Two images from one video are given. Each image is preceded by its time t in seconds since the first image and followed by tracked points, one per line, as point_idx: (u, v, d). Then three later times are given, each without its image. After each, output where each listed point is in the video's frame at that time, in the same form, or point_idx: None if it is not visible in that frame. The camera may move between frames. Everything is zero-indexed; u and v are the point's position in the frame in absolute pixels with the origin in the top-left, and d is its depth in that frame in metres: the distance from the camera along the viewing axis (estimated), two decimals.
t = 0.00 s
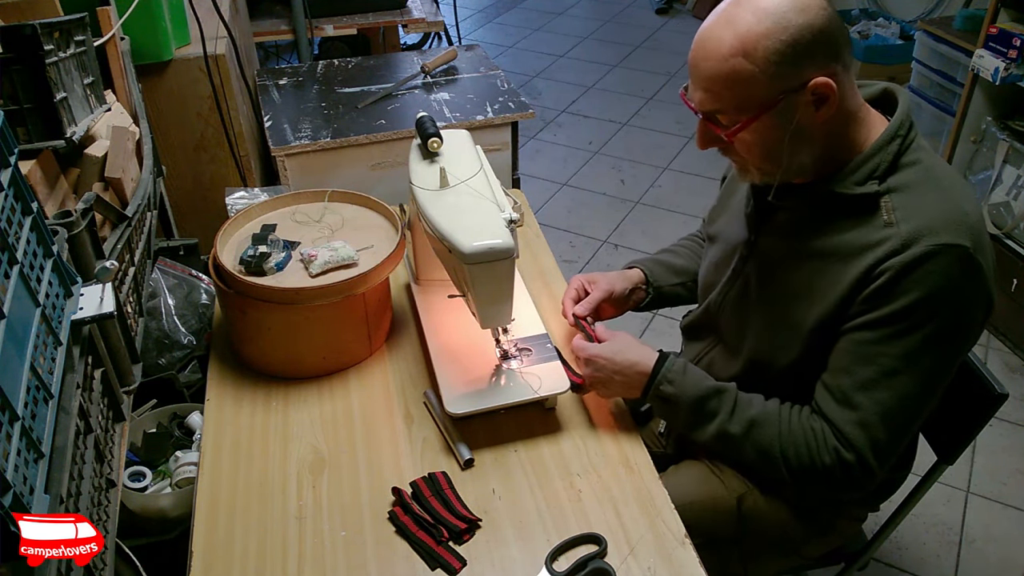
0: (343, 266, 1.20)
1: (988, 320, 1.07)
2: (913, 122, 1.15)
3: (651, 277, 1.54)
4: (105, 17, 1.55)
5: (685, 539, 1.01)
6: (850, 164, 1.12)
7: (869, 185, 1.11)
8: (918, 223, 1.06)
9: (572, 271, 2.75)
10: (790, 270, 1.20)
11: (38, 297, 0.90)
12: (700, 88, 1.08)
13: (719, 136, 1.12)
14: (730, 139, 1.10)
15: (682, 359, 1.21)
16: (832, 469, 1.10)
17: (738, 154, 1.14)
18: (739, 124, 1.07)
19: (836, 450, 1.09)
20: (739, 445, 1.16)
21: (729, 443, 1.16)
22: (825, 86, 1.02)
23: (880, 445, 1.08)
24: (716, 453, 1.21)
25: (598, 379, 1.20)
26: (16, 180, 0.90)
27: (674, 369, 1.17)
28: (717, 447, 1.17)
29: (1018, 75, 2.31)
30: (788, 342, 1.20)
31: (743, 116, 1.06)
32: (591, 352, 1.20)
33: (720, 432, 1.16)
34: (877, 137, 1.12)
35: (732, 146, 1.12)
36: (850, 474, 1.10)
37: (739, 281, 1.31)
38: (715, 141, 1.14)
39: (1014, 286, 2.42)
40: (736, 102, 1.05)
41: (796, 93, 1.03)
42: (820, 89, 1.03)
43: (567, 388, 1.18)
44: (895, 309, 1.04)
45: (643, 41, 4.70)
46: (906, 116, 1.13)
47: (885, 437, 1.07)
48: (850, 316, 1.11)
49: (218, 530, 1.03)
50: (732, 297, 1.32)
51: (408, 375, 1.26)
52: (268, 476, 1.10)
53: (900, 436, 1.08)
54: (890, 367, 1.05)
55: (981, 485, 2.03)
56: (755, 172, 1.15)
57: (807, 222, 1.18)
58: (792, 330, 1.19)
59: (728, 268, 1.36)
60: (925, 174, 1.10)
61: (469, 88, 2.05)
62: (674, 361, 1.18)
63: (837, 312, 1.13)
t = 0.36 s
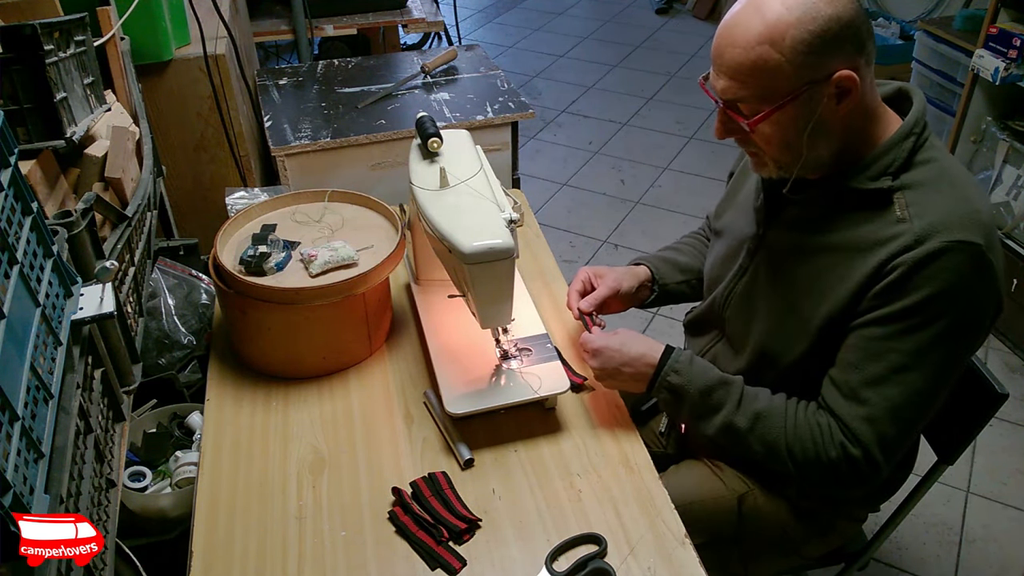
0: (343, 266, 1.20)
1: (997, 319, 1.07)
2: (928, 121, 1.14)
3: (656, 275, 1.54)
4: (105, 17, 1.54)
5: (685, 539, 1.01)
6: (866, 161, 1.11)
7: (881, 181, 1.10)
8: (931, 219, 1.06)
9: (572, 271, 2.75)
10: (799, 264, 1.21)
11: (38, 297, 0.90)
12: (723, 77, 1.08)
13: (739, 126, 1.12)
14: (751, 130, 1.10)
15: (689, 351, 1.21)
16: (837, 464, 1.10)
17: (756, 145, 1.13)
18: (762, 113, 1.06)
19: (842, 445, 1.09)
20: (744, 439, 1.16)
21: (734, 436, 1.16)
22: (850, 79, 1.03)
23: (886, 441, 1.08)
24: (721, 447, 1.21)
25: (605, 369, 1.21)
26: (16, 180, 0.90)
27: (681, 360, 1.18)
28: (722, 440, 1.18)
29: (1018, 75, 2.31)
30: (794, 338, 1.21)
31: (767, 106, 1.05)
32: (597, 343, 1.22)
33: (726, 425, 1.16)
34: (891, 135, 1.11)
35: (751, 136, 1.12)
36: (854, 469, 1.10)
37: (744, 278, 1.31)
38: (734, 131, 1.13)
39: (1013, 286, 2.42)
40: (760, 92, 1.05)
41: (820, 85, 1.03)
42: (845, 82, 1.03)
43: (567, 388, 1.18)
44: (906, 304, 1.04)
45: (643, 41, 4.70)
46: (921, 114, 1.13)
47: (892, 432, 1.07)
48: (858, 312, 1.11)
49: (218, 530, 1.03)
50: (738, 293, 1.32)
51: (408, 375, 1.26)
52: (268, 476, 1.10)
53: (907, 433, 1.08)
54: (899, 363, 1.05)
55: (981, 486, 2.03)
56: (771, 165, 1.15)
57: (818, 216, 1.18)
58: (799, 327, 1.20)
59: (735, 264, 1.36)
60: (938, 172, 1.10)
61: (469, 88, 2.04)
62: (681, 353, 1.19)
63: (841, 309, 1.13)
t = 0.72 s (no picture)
0: (343, 266, 1.20)
1: (998, 316, 1.07)
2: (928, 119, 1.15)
3: (656, 275, 1.54)
4: (105, 17, 1.55)
5: (685, 539, 1.01)
6: (868, 158, 1.12)
7: (880, 178, 1.11)
8: (930, 218, 1.06)
9: (572, 271, 2.75)
10: (800, 262, 1.20)
11: (38, 297, 0.90)
12: (737, 66, 1.07)
13: (748, 116, 1.11)
14: (762, 121, 1.08)
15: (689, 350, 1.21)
16: (840, 464, 1.10)
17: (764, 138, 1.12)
18: (775, 103, 1.05)
19: (845, 445, 1.09)
20: (746, 438, 1.15)
21: (736, 436, 1.16)
22: (862, 71, 1.03)
23: (888, 440, 1.08)
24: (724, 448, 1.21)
25: (607, 368, 1.21)
26: (15, 180, 0.90)
27: (683, 360, 1.18)
28: (725, 440, 1.17)
29: (1018, 75, 2.31)
30: (795, 337, 1.21)
31: (783, 95, 1.04)
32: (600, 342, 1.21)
33: (728, 425, 1.15)
34: (894, 131, 1.12)
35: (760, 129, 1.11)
36: (857, 469, 1.10)
37: (743, 277, 1.31)
38: (743, 122, 1.12)
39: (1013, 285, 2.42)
40: (777, 79, 1.04)
41: (835, 76, 1.03)
42: (859, 74, 1.04)
43: (567, 388, 1.18)
44: (908, 302, 1.04)
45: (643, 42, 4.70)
46: (920, 113, 1.13)
47: (894, 432, 1.08)
48: (860, 309, 1.11)
49: (218, 530, 1.03)
50: (736, 293, 1.32)
51: (408, 375, 1.26)
52: (268, 477, 1.10)
53: (909, 431, 1.08)
54: (902, 363, 1.05)
55: (981, 485, 2.03)
56: (777, 159, 1.14)
57: (820, 212, 1.18)
58: (799, 326, 1.20)
59: (733, 263, 1.36)
60: (938, 169, 1.10)
61: (469, 88, 2.05)
62: (682, 352, 1.19)
63: (841, 307, 1.13)
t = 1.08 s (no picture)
0: (343, 266, 1.20)
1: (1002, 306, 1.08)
2: (918, 120, 1.16)
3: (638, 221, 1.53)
4: (105, 17, 1.55)
5: (685, 539, 1.01)
6: (862, 159, 1.13)
7: (876, 180, 1.12)
8: (928, 219, 1.07)
9: (572, 271, 2.75)
10: (796, 266, 1.20)
11: (38, 297, 0.90)
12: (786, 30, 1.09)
13: (802, 77, 1.09)
14: (824, 74, 1.08)
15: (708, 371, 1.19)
16: (870, 473, 1.09)
17: (815, 99, 1.10)
18: (850, 46, 1.06)
19: (874, 454, 1.08)
20: (776, 456, 1.14)
21: (766, 454, 1.14)
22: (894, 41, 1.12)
23: (915, 445, 1.08)
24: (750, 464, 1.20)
25: (625, 394, 1.16)
26: (16, 180, 0.90)
27: (705, 382, 1.16)
28: (754, 460, 1.16)
29: (1018, 75, 2.31)
30: (794, 337, 1.20)
31: (851, 39, 1.06)
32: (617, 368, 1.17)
33: (757, 444, 1.14)
34: (886, 130, 1.14)
35: (820, 82, 1.09)
36: (888, 476, 1.09)
37: (738, 281, 1.30)
38: (802, 76, 1.09)
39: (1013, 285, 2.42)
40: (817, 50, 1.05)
41: (881, 37, 1.09)
42: (893, 41, 1.11)
43: (567, 388, 1.18)
44: (912, 309, 1.05)
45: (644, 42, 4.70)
46: (909, 114, 1.15)
47: (919, 436, 1.08)
48: (863, 318, 1.11)
49: (218, 529, 1.03)
50: (731, 297, 1.31)
51: (408, 375, 1.26)
52: (268, 476, 1.10)
53: (934, 432, 1.08)
54: (917, 367, 1.06)
55: (981, 485, 2.03)
56: (825, 124, 1.11)
57: (813, 219, 1.19)
58: (800, 326, 1.19)
59: (728, 267, 1.36)
60: (932, 169, 1.12)
61: (469, 88, 2.05)
62: (702, 374, 1.17)
63: (844, 312, 1.13)
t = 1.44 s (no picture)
0: (343, 266, 1.20)
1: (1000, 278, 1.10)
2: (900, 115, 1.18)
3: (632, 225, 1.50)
4: (105, 17, 1.55)
5: (685, 539, 1.01)
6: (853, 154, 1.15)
7: (868, 172, 1.13)
8: (924, 209, 1.08)
9: (572, 271, 2.75)
10: (794, 265, 1.21)
11: (38, 297, 0.90)
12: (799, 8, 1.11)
13: (811, 56, 1.13)
14: (833, 54, 1.12)
15: (725, 380, 1.17)
16: (897, 467, 1.09)
17: (823, 79, 1.13)
18: (857, 28, 1.11)
19: (899, 447, 1.09)
20: (802, 458, 1.12)
21: (792, 458, 1.13)
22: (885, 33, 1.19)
23: (937, 434, 1.09)
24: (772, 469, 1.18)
25: (646, 411, 1.14)
26: (16, 180, 0.90)
27: (725, 391, 1.13)
28: (779, 464, 1.14)
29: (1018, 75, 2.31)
30: (795, 336, 1.20)
31: (858, 22, 1.11)
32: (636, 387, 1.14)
33: (784, 448, 1.12)
34: (872, 124, 1.16)
35: (830, 61, 1.13)
36: (914, 467, 1.10)
37: (732, 285, 1.30)
38: (813, 55, 1.13)
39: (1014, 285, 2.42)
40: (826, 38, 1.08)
41: (877, 28, 1.15)
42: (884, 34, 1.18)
43: (566, 388, 1.18)
44: (919, 301, 1.06)
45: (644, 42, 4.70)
46: (890, 108, 1.17)
47: (939, 424, 1.09)
48: (868, 316, 1.12)
49: (218, 529, 1.03)
50: (725, 297, 1.31)
51: (408, 375, 1.26)
52: (268, 476, 1.10)
53: (951, 417, 1.10)
54: (931, 358, 1.06)
55: (981, 485, 2.03)
56: (832, 103, 1.14)
57: (810, 219, 1.19)
58: (800, 324, 1.19)
59: (720, 271, 1.35)
60: (920, 158, 1.14)
61: (469, 88, 2.05)
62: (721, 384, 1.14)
63: (852, 305, 1.13)
